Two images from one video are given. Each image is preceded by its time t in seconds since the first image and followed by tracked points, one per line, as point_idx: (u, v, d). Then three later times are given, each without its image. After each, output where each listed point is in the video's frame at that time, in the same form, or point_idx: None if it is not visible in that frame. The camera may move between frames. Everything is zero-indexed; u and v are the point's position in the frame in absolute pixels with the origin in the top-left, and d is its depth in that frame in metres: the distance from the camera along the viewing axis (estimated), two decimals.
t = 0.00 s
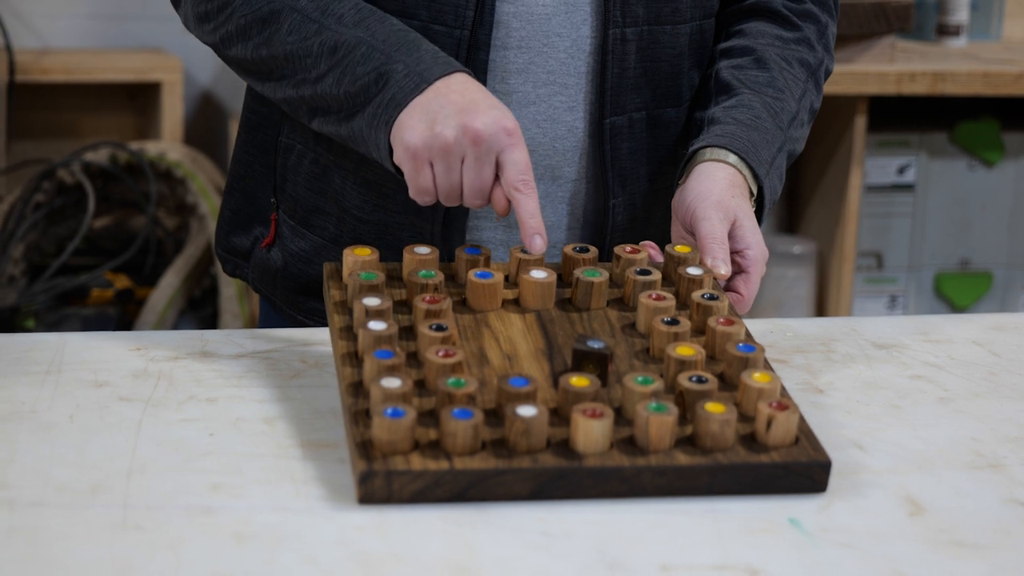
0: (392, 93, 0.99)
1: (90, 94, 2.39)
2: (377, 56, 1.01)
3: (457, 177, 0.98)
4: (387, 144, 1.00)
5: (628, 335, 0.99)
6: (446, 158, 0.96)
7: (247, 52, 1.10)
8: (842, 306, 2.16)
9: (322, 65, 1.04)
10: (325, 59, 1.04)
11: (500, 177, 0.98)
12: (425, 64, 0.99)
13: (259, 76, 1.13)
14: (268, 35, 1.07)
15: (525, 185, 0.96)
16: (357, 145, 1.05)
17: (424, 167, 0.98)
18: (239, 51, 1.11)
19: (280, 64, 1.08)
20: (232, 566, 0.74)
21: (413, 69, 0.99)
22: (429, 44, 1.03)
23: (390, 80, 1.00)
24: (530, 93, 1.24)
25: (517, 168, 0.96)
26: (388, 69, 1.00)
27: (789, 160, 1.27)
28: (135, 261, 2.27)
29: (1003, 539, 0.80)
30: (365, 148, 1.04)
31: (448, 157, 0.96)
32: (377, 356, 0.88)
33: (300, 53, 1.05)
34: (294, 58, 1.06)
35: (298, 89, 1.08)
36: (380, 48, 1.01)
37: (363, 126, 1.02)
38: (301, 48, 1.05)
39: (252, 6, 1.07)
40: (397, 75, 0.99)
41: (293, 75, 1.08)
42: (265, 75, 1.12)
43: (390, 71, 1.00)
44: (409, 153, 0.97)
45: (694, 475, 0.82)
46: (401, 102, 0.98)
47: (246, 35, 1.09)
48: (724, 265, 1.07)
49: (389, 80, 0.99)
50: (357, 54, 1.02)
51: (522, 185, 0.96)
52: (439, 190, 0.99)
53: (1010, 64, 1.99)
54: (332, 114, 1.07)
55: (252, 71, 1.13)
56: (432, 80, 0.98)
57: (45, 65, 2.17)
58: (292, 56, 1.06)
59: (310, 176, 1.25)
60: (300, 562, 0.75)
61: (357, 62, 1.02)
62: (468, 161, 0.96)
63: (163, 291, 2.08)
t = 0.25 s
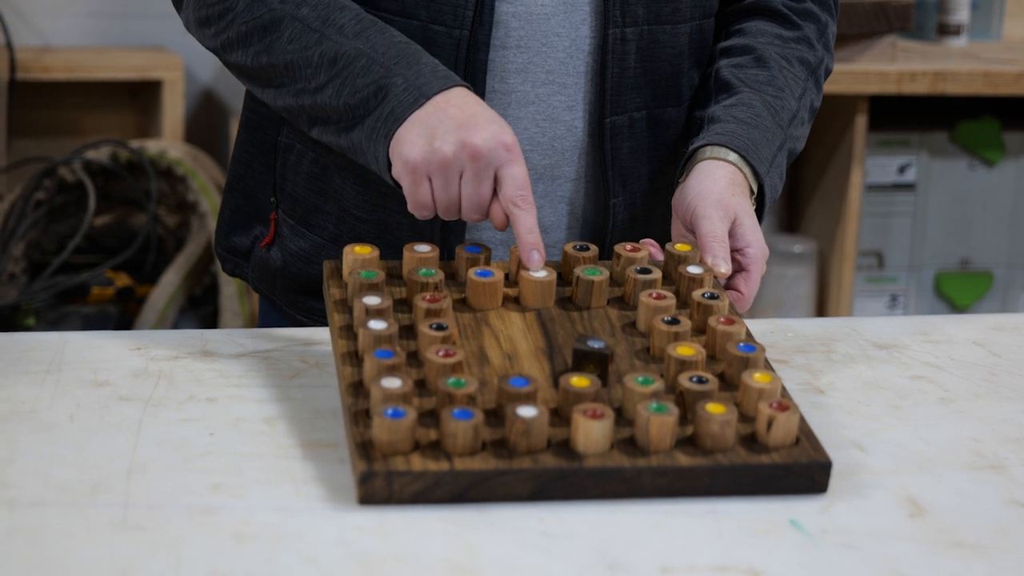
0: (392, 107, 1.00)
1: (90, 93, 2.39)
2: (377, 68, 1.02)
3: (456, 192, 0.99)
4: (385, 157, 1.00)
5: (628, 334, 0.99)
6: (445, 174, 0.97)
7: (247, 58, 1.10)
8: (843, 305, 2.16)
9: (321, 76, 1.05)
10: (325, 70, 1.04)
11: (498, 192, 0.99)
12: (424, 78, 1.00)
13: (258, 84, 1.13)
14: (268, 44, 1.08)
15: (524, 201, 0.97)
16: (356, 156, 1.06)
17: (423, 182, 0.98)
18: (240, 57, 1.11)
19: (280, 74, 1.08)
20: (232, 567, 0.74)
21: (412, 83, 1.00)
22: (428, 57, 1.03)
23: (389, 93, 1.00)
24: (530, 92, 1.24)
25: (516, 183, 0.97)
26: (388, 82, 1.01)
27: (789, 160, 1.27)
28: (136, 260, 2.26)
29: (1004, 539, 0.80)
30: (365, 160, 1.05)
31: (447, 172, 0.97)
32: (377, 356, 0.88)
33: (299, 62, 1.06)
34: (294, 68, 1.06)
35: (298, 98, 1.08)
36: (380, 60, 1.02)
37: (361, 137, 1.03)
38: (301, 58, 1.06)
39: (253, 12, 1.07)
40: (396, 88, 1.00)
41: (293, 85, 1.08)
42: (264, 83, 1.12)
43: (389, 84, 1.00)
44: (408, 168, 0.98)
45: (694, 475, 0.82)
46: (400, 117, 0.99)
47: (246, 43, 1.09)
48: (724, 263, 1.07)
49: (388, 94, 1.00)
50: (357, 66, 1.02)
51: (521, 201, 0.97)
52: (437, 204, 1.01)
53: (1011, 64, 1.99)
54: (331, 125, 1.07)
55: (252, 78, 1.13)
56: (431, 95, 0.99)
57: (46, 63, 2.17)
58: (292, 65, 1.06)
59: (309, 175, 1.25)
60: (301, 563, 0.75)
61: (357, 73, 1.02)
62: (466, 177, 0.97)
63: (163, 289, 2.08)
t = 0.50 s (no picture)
0: (431, 91, 0.91)
1: (91, 92, 2.39)
2: (409, 53, 0.94)
3: (511, 168, 0.88)
4: (428, 146, 0.92)
5: (627, 335, 0.99)
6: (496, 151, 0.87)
7: (268, 53, 1.03)
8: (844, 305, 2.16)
9: (350, 65, 0.97)
10: (354, 58, 0.97)
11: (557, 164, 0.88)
12: (460, 58, 0.92)
13: (277, 79, 1.05)
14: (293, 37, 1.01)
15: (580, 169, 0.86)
16: (393, 145, 0.97)
17: (475, 162, 0.88)
18: (262, 49, 1.03)
19: (304, 65, 1.01)
20: (233, 567, 0.74)
21: (449, 64, 0.92)
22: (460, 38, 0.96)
23: (425, 77, 0.92)
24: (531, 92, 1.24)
25: (574, 152, 0.86)
26: (423, 66, 0.93)
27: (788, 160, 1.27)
28: (136, 260, 2.27)
29: (1004, 540, 0.80)
30: (402, 149, 0.96)
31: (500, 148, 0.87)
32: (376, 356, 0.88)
33: (328, 51, 0.98)
34: (320, 59, 0.99)
35: (324, 88, 1.00)
36: (413, 45, 0.94)
37: (400, 125, 0.94)
38: (329, 47, 0.98)
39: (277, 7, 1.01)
40: (432, 71, 0.92)
41: (319, 73, 1.00)
42: (283, 76, 1.04)
43: (425, 68, 0.93)
44: (460, 150, 0.88)
45: (694, 475, 0.82)
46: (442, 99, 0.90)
47: (265, 39, 1.03)
48: (723, 266, 1.07)
49: (426, 77, 0.92)
50: (389, 52, 0.95)
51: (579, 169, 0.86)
52: (488, 186, 0.90)
53: (1012, 64, 1.99)
54: (362, 114, 0.98)
55: (271, 72, 1.05)
56: (470, 75, 0.91)
57: (47, 63, 2.17)
58: (319, 56, 0.99)
59: (311, 175, 1.25)
60: (300, 563, 0.75)
61: (388, 60, 0.95)
62: (520, 150, 0.86)
63: (164, 289, 2.08)
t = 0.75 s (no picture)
0: (507, 97, 0.94)
1: (91, 93, 2.39)
2: (481, 58, 0.95)
3: (593, 181, 0.95)
4: (502, 152, 0.94)
5: (627, 335, 0.99)
6: (582, 163, 0.93)
7: (324, 52, 1.03)
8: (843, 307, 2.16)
9: (417, 68, 0.98)
10: (421, 61, 0.98)
11: (634, 178, 0.96)
12: (537, 65, 0.94)
13: (332, 79, 1.05)
14: (356, 37, 1.01)
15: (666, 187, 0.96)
16: (455, 152, 0.99)
17: (560, 173, 0.94)
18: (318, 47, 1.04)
19: (366, 67, 1.01)
20: (233, 567, 0.74)
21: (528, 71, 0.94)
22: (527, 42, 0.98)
23: (500, 83, 0.94)
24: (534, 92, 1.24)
25: (657, 169, 0.95)
26: (497, 72, 0.95)
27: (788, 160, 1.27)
28: (136, 260, 2.27)
29: (1003, 540, 0.80)
30: (467, 155, 0.98)
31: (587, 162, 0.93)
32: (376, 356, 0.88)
33: (392, 53, 0.99)
34: (383, 60, 1.00)
35: (385, 91, 1.01)
36: (483, 50, 0.96)
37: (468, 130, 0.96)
38: (393, 48, 0.99)
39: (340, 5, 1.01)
40: (508, 78, 0.94)
41: (382, 76, 1.01)
42: (339, 77, 1.05)
43: (500, 74, 0.94)
44: (544, 160, 0.93)
45: (693, 476, 0.82)
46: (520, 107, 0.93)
47: (324, 38, 1.03)
48: (723, 265, 1.07)
49: (501, 83, 0.94)
50: (457, 56, 0.96)
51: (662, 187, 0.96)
52: (570, 196, 0.96)
53: (1012, 65, 1.99)
54: (423, 118, 1.00)
55: (322, 73, 1.06)
56: (546, 82, 0.94)
57: (47, 63, 2.17)
58: (382, 57, 1.00)
59: (319, 174, 1.24)
60: (300, 563, 0.75)
61: (457, 65, 0.96)
62: (605, 164, 0.94)
63: (163, 289, 2.08)
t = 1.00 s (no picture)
0: (507, 108, 0.93)
1: (90, 93, 2.39)
2: (482, 68, 0.95)
3: (594, 187, 0.95)
4: (502, 161, 0.94)
5: (627, 335, 0.99)
6: (584, 172, 0.93)
7: (325, 58, 1.03)
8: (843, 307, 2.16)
9: (419, 77, 0.98)
10: (422, 70, 0.98)
11: (634, 183, 0.97)
12: (538, 76, 0.94)
13: (332, 85, 1.05)
14: (357, 45, 1.01)
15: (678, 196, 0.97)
16: (456, 161, 0.99)
17: (561, 182, 0.93)
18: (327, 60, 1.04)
19: (367, 74, 1.01)
20: (233, 567, 0.74)
21: (525, 82, 0.94)
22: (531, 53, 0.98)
23: (501, 94, 0.94)
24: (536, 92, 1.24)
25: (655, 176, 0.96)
26: (498, 82, 0.95)
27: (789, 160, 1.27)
28: (135, 261, 2.27)
29: (1003, 540, 0.80)
30: (468, 165, 0.98)
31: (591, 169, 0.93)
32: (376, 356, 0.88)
33: (395, 61, 0.99)
34: (384, 68, 1.00)
35: (386, 99, 1.01)
36: (485, 60, 0.96)
37: (469, 139, 0.96)
38: (396, 57, 0.99)
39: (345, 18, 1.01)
40: (509, 89, 0.94)
41: (383, 83, 1.01)
42: (340, 83, 1.05)
43: (501, 86, 0.94)
44: (544, 169, 0.93)
45: (693, 476, 0.82)
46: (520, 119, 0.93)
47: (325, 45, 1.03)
48: (723, 266, 1.07)
49: (501, 94, 0.94)
50: (459, 65, 0.96)
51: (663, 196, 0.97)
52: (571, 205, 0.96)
53: (1012, 65, 1.99)
54: (424, 126, 1.00)
55: (323, 78, 1.06)
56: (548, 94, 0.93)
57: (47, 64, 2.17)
58: (383, 65, 1.00)
59: (320, 173, 1.24)
60: (300, 563, 0.75)
61: (457, 74, 0.96)
62: (605, 172, 0.93)
63: (163, 290, 2.08)
